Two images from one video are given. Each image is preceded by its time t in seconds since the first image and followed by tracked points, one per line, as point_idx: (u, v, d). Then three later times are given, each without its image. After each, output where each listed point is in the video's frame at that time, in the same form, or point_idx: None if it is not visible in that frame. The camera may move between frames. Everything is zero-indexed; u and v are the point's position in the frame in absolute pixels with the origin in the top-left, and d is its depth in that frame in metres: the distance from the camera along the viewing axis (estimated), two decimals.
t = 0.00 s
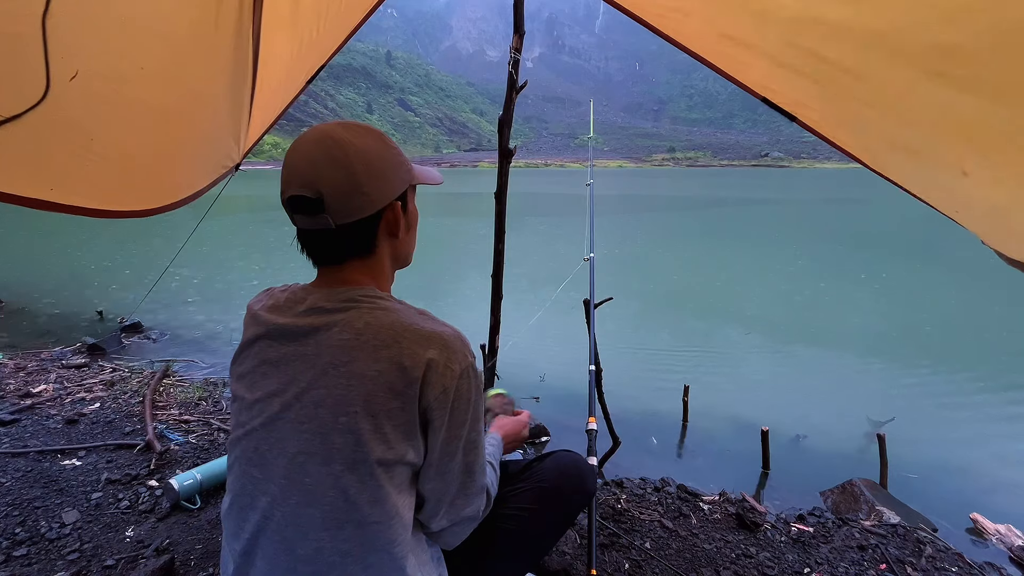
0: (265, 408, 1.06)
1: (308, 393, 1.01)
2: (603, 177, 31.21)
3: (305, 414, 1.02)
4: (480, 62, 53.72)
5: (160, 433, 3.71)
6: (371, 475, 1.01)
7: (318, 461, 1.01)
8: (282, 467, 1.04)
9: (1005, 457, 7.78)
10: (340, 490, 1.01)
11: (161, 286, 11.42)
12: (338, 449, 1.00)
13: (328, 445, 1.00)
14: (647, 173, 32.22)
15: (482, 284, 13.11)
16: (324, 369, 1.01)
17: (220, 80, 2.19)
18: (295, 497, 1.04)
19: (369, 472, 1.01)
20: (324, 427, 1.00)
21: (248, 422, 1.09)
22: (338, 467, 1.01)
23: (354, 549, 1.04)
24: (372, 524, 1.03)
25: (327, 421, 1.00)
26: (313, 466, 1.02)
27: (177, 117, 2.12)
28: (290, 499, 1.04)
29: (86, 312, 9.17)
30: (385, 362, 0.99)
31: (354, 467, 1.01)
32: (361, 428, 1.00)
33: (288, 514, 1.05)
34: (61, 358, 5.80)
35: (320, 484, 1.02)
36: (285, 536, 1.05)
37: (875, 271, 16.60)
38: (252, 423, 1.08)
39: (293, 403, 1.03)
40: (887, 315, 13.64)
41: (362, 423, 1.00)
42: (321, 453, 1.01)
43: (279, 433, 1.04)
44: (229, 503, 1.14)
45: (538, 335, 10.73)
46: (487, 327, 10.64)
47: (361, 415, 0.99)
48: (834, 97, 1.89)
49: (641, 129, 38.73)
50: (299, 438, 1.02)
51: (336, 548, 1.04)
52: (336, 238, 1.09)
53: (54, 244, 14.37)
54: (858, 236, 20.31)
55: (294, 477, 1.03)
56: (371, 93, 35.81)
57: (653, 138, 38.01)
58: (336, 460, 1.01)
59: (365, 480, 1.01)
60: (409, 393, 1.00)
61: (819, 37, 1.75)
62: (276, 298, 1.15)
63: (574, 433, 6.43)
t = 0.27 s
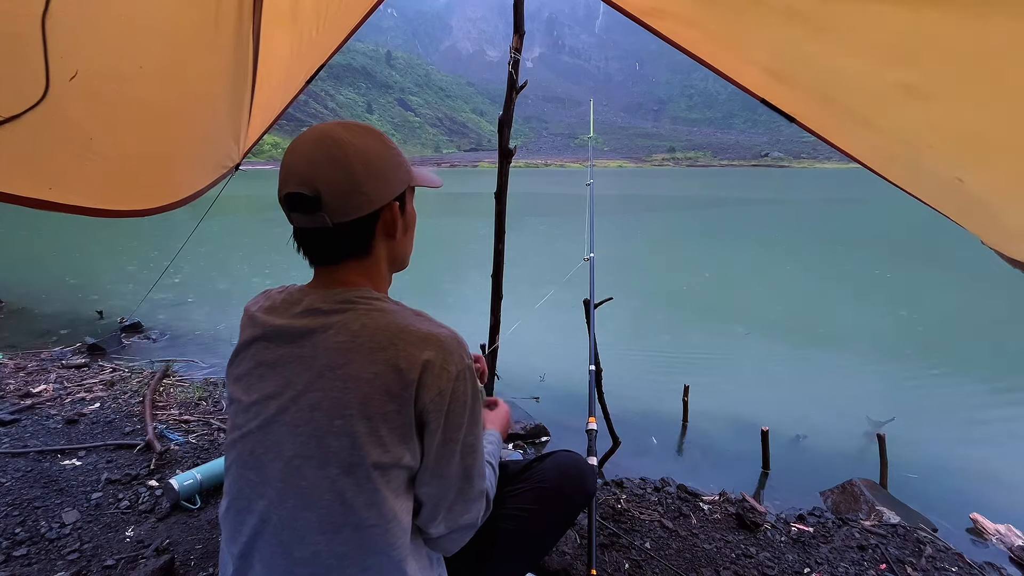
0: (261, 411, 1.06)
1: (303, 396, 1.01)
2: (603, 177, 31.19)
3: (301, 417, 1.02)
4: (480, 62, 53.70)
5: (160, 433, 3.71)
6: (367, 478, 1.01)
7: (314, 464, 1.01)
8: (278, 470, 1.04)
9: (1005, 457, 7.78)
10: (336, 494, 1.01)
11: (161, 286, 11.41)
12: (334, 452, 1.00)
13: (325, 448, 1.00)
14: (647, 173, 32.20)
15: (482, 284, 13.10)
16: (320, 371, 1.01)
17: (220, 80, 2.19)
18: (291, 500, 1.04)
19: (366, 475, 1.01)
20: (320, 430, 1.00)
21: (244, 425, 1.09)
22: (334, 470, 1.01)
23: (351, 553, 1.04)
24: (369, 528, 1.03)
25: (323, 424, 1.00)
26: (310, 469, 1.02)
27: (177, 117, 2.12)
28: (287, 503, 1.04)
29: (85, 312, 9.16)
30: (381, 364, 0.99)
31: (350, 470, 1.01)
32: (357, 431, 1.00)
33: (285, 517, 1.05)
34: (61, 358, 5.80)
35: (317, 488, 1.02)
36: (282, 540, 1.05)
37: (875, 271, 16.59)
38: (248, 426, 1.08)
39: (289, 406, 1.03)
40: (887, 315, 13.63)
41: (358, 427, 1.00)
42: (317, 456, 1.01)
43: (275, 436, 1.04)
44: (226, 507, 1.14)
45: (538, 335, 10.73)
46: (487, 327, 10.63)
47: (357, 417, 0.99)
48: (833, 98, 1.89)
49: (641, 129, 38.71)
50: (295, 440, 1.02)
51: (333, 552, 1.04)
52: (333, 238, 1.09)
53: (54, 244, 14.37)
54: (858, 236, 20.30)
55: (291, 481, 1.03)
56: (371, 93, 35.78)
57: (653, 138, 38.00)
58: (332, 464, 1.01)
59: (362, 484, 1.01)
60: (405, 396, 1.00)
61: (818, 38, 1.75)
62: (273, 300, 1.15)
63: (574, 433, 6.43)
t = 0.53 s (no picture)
0: (258, 413, 1.06)
1: (300, 397, 1.02)
2: (603, 177, 31.19)
3: (298, 419, 1.02)
4: (480, 62, 53.68)
5: (160, 433, 3.71)
6: (365, 480, 1.01)
7: (311, 466, 1.01)
8: (275, 472, 1.04)
9: (1004, 457, 7.79)
10: (334, 495, 1.01)
11: (161, 286, 11.41)
12: (332, 454, 1.00)
13: (322, 450, 1.00)
14: (647, 173, 32.20)
15: (482, 284, 13.10)
16: (317, 373, 1.01)
17: (221, 79, 2.19)
18: (289, 502, 1.04)
19: (363, 476, 1.01)
20: (317, 432, 1.00)
21: (241, 427, 1.09)
22: (331, 472, 1.01)
23: (349, 555, 1.04)
24: (367, 529, 1.03)
25: (320, 426, 1.00)
26: (307, 471, 1.02)
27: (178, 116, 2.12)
28: (284, 504, 1.04)
29: (85, 312, 9.16)
30: (378, 366, 0.99)
31: (347, 472, 1.01)
32: (354, 432, 1.00)
33: (282, 520, 1.05)
34: (61, 358, 5.80)
35: (314, 490, 1.02)
36: (280, 542, 1.05)
37: (875, 271, 16.59)
38: (245, 427, 1.08)
39: (286, 407, 1.03)
40: (887, 315, 13.63)
41: (356, 428, 1.00)
42: (314, 459, 1.01)
43: (272, 438, 1.04)
44: (224, 509, 1.14)
45: (538, 335, 10.73)
46: (486, 327, 10.63)
47: (354, 419, 0.99)
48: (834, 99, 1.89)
49: (641, 129, 38.69)
50: (292, 442, 1.02)
51: (331, 554, 1.04)
52: (330, 238, 1.09)
53: (54, 244, 14.37)
54: (859, 236, 20.30)
55: (288, 483, 1.03)
56: (371, 93, 35.76)
57: (653, 138, 37.99)
58: (329, 466, 1.01)
59: (359, 485, 1.01)
60: (402, 397, 1.00)
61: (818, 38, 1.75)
62: (269, 301, 1.15)
63: (574, 433, 6.43)
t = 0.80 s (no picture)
0: (256, 413, 1.06)
1: (299, 398, 1.01)
2: (603, 177, 31.19)
3: (297, 420, 1.02)
4: (480, 62, 53.65)
5: (160, 433, 3.71)
6: (365, 481, 1.01)
7: (310, 467, 1.01)
8: (274, 473, 1.04)
9: (1004, 457, 7.79)
10: (332, 496, 1.01)
11: (161, 286, 11.41)
12: (330, 455, 1.00)
13: (321, 451, 1.00)
14: (647, 173, 32.19)
15: (482, 284, 13.10)
16: (316, 374, 1.01)
17: (220, 78, 2.18)
18: (287, 504, 1.04)
19: (363, 477, 1.01)
20: (315, 433, 1.00)
21: (239, 427, 1.09)
22: (329, 473, 1.01)
23: (348, 556, 1.04)
24: (366, 530, 1.03)
25: (319, 427, 1.00)
26: (305, 472, 1.02)
27: (177, 116, 2.12)
28: (283, 505, 1.04)
29: (85, 312, 9.16)
30: (377, 366, 0.99)
31: (346, 473, 1.01)
32: (353, 434, 1.00)
33: (281, 521, 1.05)
34: (61, 358, 5.80)
35: (313, 491, 1.02)
36: (279, 543, 1.06)
37: (876, 271, 16.59)
38: (244, 427, 1.08)
39: (285, 408, 1.03)
40: (888, 315, 13.63)
41: (355, 429, 1.00)
42: (312, 460, 1.01)
43: (271, 439, 1.04)
44: (223, 510, 1.14)
45: (538, 335, 10.73)
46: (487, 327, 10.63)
47: (353, 420, 0.99)
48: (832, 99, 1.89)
49: (641, 129, 38.66)
50: (290, 443, 1.02)
51: (330, 555, 1.04)
52: (329, 239, 1.09)
53: (54, 244, 14.37)
54: (859, 235, 20.30)
55: (287, 484, 1.03)
56: (371, 93, 35.77)
57: (653, 138, 37.98)
58: (327, 466, 1.01)
59: (359, 486, 1.01)
60: (402, 399, 1.00)
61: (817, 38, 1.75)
62: (268, 301, 1.15)
63: (574, 433, 6.43)
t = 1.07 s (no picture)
0: (256, 412, 1.06)
1: (299, 399, 1.02)
2: (603, 177, 31.20)
3: (297, 421, 1.02)
4: (480, 62, 53.64)
5: (160, 433, 3.71)
6: (365, 481, 1.01)
7: (309, 468, 1.01)
8: (273, 472, 1.04)
9: (1004, 456, 7.79)
10: (331, 496, 1.01)
11: (161, 286, 11.41)
12: (330, 455, 1.00)
13: (321, 451, 1.00)
14: (647, 173, 32.18)
15: (482, 284, 13.10)
16: (316, 374, 1.00)
17: (220, 78, 2.18)
18: (286, 504, 1.04)
19: (363, 478, 1.01)
20: (315, 433, 1.00)
21: (239, 427, 1.09)
22: (328, 474, 1.01)
23: (348, 556, 1.04)
24: (365, 531, 1.03)
25: (319, 428, 1.00)
26: (304, 472, 1.02)
27: (178, 115, 2.12)
28: (282, 505, 1.04)
29: (85, 312, 9.16)
30: (377, 367, 0.99)
31: (345, 473, 1.01)
32: (353, 434, 1.00)
33: (281, 522, 1.05)
34: (61, 358, 5.80)
35: (312, 492, 1.02)
36: (278, 543, 1.06)
37: (876, 271, 16.59)
38: (244, 427, 1.08)
39: (285, 408, 1.03)
40: (887, 315, 13.63)
41: (355, 430, 1.00)
42: (311, 460, 1.01)
43: (271, 439, 1.04)
44: (223, 510, 1.14)
45: (538, 335, 10.73)
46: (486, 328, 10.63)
47: (353, 420, 0.99)
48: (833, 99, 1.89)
49: (641, 128, 38.65)
50: (290, 443, 1.02)
51: (330, 555, 1.04)
52: (332, 239, 1.09)
53: (54, 244, 14.37)
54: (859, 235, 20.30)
55: (287, 485, 1.03)
56: (371, 93, 35.76)
57: (653, 138, 37.98)
58: (326, 467, 1.01)
59: (358, 487, 1.01)
60: (402, 399, 1.00)
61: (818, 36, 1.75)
62: (269, 301, 1.15)
63: (574, 433, 6.43)
